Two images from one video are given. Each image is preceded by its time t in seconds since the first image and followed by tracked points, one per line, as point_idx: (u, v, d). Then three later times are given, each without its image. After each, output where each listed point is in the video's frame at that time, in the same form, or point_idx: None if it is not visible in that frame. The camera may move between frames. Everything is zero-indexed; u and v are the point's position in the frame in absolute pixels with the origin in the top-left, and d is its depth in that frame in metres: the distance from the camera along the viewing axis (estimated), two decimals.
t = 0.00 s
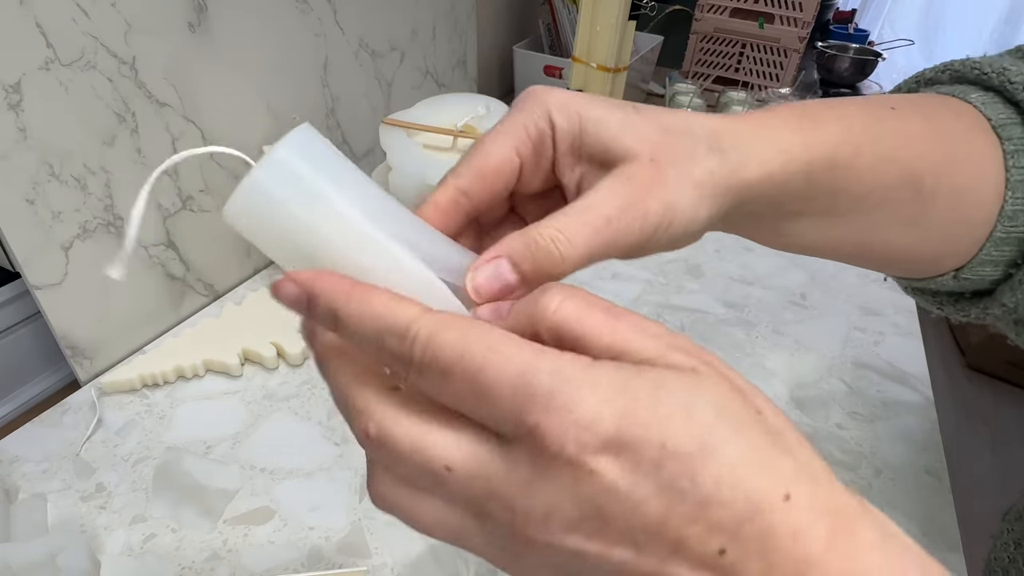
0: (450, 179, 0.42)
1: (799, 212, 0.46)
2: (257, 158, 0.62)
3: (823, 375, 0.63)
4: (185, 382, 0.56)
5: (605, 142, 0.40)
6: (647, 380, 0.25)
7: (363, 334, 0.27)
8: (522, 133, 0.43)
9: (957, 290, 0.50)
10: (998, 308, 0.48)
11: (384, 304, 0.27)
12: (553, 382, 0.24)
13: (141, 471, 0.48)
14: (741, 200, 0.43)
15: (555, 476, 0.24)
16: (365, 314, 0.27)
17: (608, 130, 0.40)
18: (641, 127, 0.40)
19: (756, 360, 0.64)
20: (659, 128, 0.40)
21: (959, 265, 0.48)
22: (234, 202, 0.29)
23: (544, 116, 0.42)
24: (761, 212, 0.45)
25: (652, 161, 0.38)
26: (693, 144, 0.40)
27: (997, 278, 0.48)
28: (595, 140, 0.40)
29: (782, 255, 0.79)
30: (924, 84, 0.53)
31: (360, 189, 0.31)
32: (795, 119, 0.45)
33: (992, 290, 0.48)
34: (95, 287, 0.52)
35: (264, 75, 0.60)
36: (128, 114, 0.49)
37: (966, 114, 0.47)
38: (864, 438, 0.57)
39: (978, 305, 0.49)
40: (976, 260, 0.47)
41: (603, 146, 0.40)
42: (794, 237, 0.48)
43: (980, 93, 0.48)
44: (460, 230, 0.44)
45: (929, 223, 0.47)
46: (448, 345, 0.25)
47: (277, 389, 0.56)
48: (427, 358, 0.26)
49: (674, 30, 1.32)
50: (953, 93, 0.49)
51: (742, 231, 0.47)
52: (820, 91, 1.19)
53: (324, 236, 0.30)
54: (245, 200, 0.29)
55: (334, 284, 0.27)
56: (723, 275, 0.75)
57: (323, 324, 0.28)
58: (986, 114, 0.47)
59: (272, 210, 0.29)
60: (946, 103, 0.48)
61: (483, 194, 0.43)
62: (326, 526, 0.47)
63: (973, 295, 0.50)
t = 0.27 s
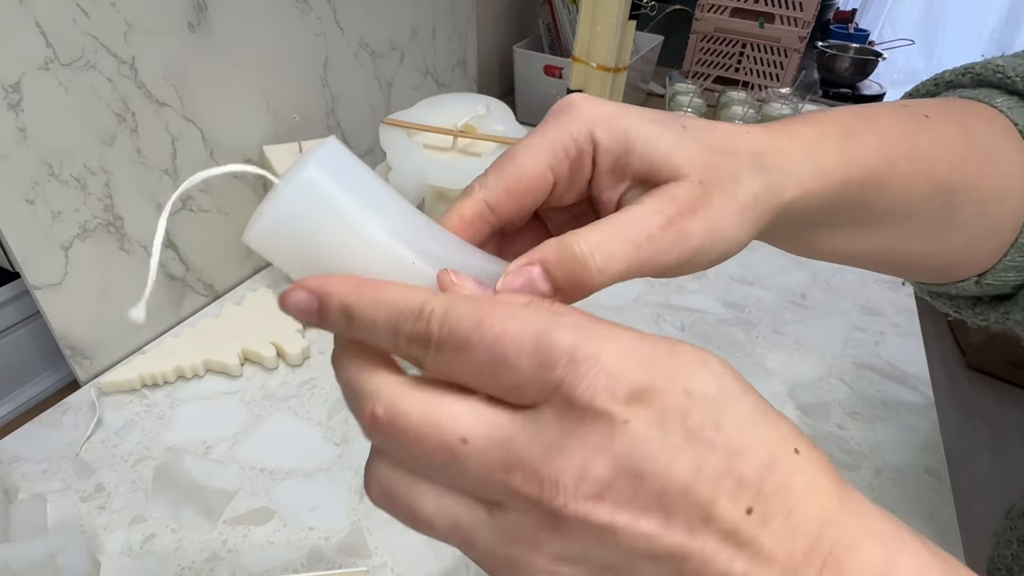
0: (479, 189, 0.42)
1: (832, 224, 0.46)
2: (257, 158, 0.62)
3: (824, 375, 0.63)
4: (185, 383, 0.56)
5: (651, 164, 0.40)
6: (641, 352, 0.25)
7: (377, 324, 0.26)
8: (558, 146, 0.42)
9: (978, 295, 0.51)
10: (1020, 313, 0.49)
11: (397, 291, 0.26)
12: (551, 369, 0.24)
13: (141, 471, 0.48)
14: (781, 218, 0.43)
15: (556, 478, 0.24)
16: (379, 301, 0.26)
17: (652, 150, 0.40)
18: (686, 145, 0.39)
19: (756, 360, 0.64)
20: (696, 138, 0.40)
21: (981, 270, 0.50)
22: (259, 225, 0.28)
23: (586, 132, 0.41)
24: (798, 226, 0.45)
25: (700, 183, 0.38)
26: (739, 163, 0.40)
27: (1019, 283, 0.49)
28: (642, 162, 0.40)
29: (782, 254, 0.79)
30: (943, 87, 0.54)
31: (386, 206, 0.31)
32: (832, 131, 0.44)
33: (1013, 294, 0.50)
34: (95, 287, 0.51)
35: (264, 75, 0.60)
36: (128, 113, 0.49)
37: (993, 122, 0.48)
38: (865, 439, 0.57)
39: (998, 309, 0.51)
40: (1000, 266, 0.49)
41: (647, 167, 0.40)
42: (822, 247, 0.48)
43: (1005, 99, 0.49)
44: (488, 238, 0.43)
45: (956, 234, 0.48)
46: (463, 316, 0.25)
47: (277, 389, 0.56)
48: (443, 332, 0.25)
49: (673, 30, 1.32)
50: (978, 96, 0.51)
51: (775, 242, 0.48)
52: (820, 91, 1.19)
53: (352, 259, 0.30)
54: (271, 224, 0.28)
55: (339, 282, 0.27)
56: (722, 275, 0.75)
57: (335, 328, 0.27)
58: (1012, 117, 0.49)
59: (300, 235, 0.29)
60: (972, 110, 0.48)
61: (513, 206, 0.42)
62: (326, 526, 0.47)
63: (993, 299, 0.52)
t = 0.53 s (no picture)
0: (489, 201, 0.42)
1: (840, 230, 0.47)
2: (257, 158, 0.62)
3: (824, 375, 0.63)
4: (185, 383, 0.56)
5: (666, 176, 0.40)
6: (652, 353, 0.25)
7: (390, 327, 0.26)
8: (570, 161, 0.42)
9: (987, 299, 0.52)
10: None
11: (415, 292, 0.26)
12: (554, 366, 0.25)
13: (141, 471, 0.48)
14: (790, 227, 0.44)
15: (559, 490, 0.24)
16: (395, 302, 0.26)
17: (666, 162, 0.40)
18: (700, 159, 0.40)
19: (756, 360, 0.64)
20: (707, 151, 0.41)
21: (990, 275, 0.50)
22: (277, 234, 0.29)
23: (600, 150, 0.41)
24: (808, 232, 0.46)
25: (711, 197, 0.39)
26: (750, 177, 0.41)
27: None
28: (657, 176, 0.40)
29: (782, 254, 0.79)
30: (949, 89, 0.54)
31: (401, 216, 0.31)
32: (841, 138, 0.45)
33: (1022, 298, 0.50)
34: (94, 288, 0.51)
35: (264, 75, 0.60)
36: (128, 113, 0.49)
37: (1003, 129, 0.49)
38: (865, 439, 0.57)
39: (1006, 314, 0.51)
40: (1009, 271, 0.49)
41: (662, 180, 0.40)
42: (829, 253, 0.49)
43: (1012, 105, 0.50)
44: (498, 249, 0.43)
45: (965, 238, 0.48)
46: (482, 320, 0.25)
47: (277, 389, 0.56)
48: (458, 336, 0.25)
49: (673, 30, 1.32)
50: (985, 103, 0.51)
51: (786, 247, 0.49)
52: (820, 91, 1.19)
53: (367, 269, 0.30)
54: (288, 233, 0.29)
55: (360, 282, 0.27)
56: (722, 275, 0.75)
57: (350, 327, 0.27)
58: (1019, 124, 0.49)
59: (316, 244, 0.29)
60: (982, 118, 0.49)
61: (522, 218, 0.42)
62: (326, 526, 0.47)
63: (1001, 304, 0.52)
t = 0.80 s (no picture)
0: (500, 187, 0.40)
1: (845, 219, 0.48)
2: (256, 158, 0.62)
3: (824, 375, 0.63)
4: (185, 383, 0.56)
5: (677, 159, 0.41)
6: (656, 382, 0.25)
7: (367, 336, 0.26)
8: (581, 150, 0.42)
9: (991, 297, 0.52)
10: None
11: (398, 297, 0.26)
12: (544, 386, 0.24)
13: (141, 471, 0.48)
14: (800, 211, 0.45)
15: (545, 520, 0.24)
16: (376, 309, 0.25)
17: (677, 146, 0.41)
18: (706, 146, 0.41)
19: (756, 360, 0.64)
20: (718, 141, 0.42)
21: (994, 271, 0.51)
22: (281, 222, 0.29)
23: (611, 137, 0.42)
24: (816, 219, 0.47)
25: (721, 180, 0.40)
26: (760, 160, 0.42)
27: None
28: (668, 161, 0.41)
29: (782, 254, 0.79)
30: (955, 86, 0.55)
31: (406, 206, 0.31)
32: (848, 129, 0.46)
33: None
34: (94, 288, 0.51)
35: (264, 74, 0.60)
36: (128, 113, 0.49)
37: (1008, 125, 0.50)
38: (865, 439, 0.57)
39: (1012, 312, 0.52)
40: (1013, 268, 0.50)
41: (672, 164, 0.41)
42: (834, 243, 0.50)
43: (1019, 101, 0.51)
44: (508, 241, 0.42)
45: (970, 232, 0.49)
46: (468, 333, 0.24)
47: (277, 389, 0.56)
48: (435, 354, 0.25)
49: (673, 30, 1.32)
50: (993, 99, 0.52)
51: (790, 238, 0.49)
52: (820, 91, 1.19)
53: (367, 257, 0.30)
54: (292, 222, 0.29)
55: (348, 277, 0.26)
56: (722, 275, 0.75)
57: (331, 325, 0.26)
58: None
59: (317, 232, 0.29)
60: (988, 114, 0.50)
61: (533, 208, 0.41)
62: (326, 526, 0.47)
63: (1007, 302, 0.53)
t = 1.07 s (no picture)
0: (499, 185, 0.41)
1: (837, 212, 0.49)
2: (256, 158, 0.62)
3: (824, 375, 0.63)
4: (185, 383, 0.56)
5: (670, 147, 0.43)
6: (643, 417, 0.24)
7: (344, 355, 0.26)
8: (574, 146, 0.43)
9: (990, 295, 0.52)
10: None
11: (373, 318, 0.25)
12: (524, 413, 0.23)
13: (141, 471, 0.48)
14: (792, 198, 0.45)
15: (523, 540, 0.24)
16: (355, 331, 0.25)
17: (669, 136, 0.43)
18: (700, 137, 0.43)
19: (756, 360, 0.64)
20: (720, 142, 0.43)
21: (992, 270, 0.51)
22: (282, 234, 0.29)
23: (603, 132, 0.43)
24: (807, 211, 0.48)
25: (713, 165, 0.41)
26: (750, 147, 0.43)
27: None
28: (660, 151, 0.43)
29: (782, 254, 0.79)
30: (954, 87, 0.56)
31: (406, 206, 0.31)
32: (839, 120, 0.47)
33: None
34: (94, 287, 0.51)
35: (264, 75, 0.60)
36: (128, 113, 0.49)
37: (1003, 121, 0.50)
38: (865, 439, 0.57)
39: (1011, 312, 0.52)
40: (1010, 266, 0.50)
41: (665, 153, 0.43)
42: (829, 238, 0.50)
43: (1015, 100, 0.52)
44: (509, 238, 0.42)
45: (964, 226, 0.49)
46: (443, 361, 0.24)
47: (277, 389, 0.56)
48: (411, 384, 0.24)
49: (673, 30, 1.32)
50: (990, 99, 0.53)
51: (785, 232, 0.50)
52: (820, 91, 1.19)
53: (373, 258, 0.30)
54: (291, 234, 0.29)
55: (330, 284, 0.26)
56: (723, 275, 0.75)
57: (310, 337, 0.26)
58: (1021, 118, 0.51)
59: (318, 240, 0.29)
60: (982, 110, 0.50)
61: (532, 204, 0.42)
62: (326, 526, 0.47)
63: (1006, 302, 0.53)
